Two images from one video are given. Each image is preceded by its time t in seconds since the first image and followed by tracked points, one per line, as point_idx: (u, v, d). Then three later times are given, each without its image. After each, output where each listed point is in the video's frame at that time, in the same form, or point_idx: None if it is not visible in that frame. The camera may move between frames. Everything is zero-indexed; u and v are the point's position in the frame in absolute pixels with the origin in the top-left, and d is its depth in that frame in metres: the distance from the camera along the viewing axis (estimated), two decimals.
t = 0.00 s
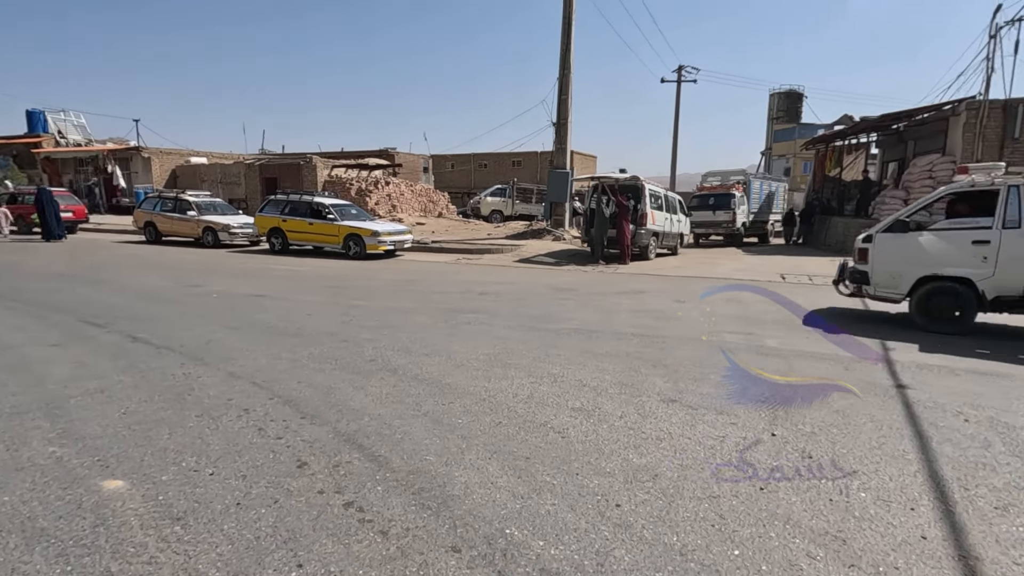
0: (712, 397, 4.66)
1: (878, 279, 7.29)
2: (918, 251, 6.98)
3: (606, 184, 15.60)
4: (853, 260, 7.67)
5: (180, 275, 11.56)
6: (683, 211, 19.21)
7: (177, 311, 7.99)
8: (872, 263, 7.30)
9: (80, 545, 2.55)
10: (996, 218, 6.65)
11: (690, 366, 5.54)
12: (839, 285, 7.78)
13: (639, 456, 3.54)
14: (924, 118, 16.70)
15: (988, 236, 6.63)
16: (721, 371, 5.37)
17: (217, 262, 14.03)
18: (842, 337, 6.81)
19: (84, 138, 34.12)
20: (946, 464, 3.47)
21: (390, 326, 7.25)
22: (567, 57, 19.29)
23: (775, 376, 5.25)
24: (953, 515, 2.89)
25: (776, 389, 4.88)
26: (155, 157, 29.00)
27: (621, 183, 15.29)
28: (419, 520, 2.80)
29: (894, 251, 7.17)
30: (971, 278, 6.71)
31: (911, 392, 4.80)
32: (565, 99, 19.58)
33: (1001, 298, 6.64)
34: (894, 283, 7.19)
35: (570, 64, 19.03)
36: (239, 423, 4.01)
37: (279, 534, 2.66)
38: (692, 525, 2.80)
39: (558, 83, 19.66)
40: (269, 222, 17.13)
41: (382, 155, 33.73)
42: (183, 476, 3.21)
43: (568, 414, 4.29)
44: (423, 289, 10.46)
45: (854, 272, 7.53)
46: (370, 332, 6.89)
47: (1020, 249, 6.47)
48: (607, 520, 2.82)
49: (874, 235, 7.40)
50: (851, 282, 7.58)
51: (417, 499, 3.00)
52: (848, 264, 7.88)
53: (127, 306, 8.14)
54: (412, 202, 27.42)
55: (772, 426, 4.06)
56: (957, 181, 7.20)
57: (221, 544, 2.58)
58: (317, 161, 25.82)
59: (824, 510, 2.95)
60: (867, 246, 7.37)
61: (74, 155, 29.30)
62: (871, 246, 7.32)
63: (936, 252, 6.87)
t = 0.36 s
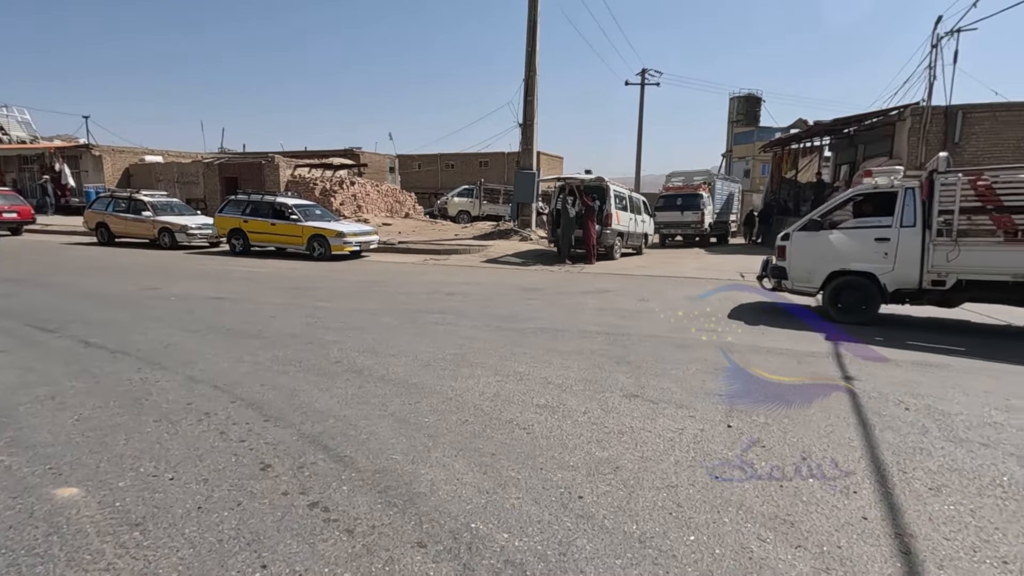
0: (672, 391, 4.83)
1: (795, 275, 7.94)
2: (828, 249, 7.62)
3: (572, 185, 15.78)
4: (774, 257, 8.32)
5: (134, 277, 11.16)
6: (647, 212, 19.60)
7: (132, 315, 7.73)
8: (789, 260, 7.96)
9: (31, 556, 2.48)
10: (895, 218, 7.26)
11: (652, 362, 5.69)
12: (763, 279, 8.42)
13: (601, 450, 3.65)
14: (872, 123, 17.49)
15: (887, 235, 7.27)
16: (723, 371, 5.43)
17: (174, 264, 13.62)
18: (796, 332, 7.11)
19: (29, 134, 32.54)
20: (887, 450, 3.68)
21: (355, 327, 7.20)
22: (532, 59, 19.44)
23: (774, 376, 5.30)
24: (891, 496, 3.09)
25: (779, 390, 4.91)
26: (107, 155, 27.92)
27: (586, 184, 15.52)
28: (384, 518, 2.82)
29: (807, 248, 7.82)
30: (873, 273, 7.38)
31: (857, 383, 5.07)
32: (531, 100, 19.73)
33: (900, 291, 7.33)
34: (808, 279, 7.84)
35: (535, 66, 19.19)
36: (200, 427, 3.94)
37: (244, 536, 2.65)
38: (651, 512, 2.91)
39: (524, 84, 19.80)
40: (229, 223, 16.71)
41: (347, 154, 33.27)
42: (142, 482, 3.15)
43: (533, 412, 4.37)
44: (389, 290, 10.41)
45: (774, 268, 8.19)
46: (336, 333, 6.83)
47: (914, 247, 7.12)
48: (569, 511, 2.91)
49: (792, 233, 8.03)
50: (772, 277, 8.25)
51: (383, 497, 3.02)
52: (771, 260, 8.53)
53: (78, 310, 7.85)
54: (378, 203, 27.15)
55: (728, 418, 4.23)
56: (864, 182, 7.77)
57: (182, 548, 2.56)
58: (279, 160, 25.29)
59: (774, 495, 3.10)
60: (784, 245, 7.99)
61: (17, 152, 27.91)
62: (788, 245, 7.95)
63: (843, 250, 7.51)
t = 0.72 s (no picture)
0: (639, 387, 4.93)
1: (715, 270, 8.66)
2: (742, 246, 8.41)
3: (542, 186, 15.90)
4: (697, 254, 9.03)
5: (90, 280, 10.76)
6: (616, 212, 19.86)
7: (87, 319, 7.46)
8: (709, 257, 8.67)
9: None
10: (800, 218, 8.08)
11: (620, 360, 5.80)
12: (687, 276, 9.15)
13: (570, 446, 3.71)
14: (831, 126, 18.11)
15: (793, 233, 8.09)
16: (722, 371, 5.44)
17: (132, 266, 13.17)
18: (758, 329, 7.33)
19: None
20: (841, 439, 3.85)
21: (323, 328, 7.11)
22: (502, 60, 19.49)
23: (771, 376, 5.30)
24: (844, 484, 3.23)
25: (777, 390, 4.91)
26: (59, 153, 26.83)
27: (556, 185, 15.66)
28: (353, 519, 2.82)
29: (726, 246, 8.55)
30: (781, 268, 8.19)
31: (814, 376, 5.27)
32: (501, 101, 19.78)
33: (804, 284, 8.15)
34: (726, 274, 8.57)
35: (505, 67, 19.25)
36: (160, 433, 3.84)
37: (209, 541, 2.61)
38: (617, 505, 2.98)
39: (494, 85, 19.83)
40: (191, 223, 16.26)
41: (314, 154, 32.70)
42: (99, 490, 3.06)
43: (504, 411, 4.41)
44: (358, 291, 10.29)
45: (696, 265, 8.88)
46: (303, 335, 6.74)
47: (816, 244, 7.95)
48: (538, 507, 2.95)
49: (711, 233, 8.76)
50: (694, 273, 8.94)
51: (351, 498, 3.02)
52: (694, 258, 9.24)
53: (29, 314, 7.52)
54: (346, 203, 26.78)
55: (693, 412, 4.35)
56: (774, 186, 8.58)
57: (143, 556, 2.50)
58: (243, 160, 24.69)
59: (736, 486, 3.21)
60: (704, 242, 8.72)
61: None
62: (708, 243, 8.67)
63: (755, 246, 8.32)
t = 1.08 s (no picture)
0: (627, 386, 4.96)
1: (652, 267, 9.01)
2: (676, 244, 8.75)
3: (531, 186, 15.91)
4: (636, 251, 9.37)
5: (73, 281, 10.60)
6: (605, 211, 19.93)
7: (70, 321, 7.36)
8: (647, 254, 9.02)
9: None
10: (729, 216, 8.42)
11: (608, 359, 5.83)
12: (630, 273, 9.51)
13: (557, 444, 3.73)
14: (817, 126, 18.31)
15: (723, 231, 8.43)
16: (722, 371, 5.43)
17: (116, 267, 13.00)
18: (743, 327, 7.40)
19: None
20: (823, 435, 3.91)
21: (311, 329, 7.07)
22: (490, 59, 19.49)
23: (774, 376, 5.27)
24: (827, 479, 3.28)
25: (780, 389, 4.89)
26: (41, 153, 26.45)
27: (545, 185, 15.69)
28: (339, 519, 2.81)
29: (662, 243, 8.89)
30: (712, 264, 8.53)
31: (798, 374, 5.33)
32: (490, 100, 19.78)
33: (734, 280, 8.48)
34: (663, 270, 8.92)
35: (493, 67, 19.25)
36: (145, 435, 3.81)
37: (193, 543, 2.60)
38: (603, 503, 3.01)
39: (482, 84, 19.82)
40: (176, 224, 16.09)
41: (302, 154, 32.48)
42: (83, 493, 3.02)
43: (492, 410, 4.41)
44: (346, 291, 10.25)
45: (635, 261, 9.23)
46: (291, 336, 6.71)
47: (743, 242, 8.29)
48: (525, 505, 2.97)
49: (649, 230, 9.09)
50: (634, 270, 9.29)
51: (338, 498, 3.01)
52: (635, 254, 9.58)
53: (11, 317, 7.41)
54: (335, 203, 26.64)
55: (679, 410, 4.38)
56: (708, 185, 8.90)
57: (126, 559, 2.48)
58: (230, 159, 24.46)
59: (720, 483, 3.24)
60: (642, 241, 9.07)
61: None
62: (645, 240, 9.01)
63: (687, 245, 8.65)
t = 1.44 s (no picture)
0: (599, 384, 5.01)
1: (568, 265, 9.36)
2: (589, 241, 9.11)
3: (504, 186, 15.95)
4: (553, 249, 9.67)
5: (26, 284, 10.15)
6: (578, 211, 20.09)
7: (22, 325, 7.05)
8: (562, 252, 9.34)
9: None
10: (638, 214, 8.86)
11: (580, 357, 5.88)
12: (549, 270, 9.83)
13: (530, 443, 3.74)
14: (781, 128, 18.83)
15: (632, 229, 8.86)
16: (721, 371, 5.45)
17: (73, 269, 12.50)
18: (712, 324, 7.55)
19: None
20: (788, 429, 4.03)
21: (280, 331, 6.93)
22: (462, 59, 19.43)
23: (772, 375, 5.28)
24: (793, 472, 3.38)
25: (777, 388, 4.92)
26: None
27: (517, 184, 15.74)
28: (310, 524, 2.77)
29: (577, 242, 9.22)
30: (623, 260, 8.97)
31: (764, 369, 5.47)
32: (462, 100, 19.71)
33: (644, 275, 8.97)
34: (579, 267, 9.29)
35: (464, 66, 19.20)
36: (104, 443, 3.67)
37: (157, 552, 2.53)
38: (576, 500, 3.03)
39: (454, 84, 19.74)
40: (137, 224, 15.58)
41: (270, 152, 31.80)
42: (37, 506, 2.90)
43: (465, 410, 4.40)
44: (316, 293, 10.08)
45: (552, 259, 9.54)
46: (259, 339, 6.57)
47: (650, 239, 8.77)
48: (498, 505, 2.97)
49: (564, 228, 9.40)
50: (551, 267, 9.61)
51: (308, 503, 2.96)
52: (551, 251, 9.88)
53: None
54: (304, 202, 26.18)
55: (650, 407, 4.45)
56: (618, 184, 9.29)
57: (85, 572, 2.39)
58: (194, 158, 23.79)
59: (688, 477, 3.31)
60: (558, 239, 9.37)
61: None
62: (560, 239, 9.31)
63: (600, 242, 9.04)
